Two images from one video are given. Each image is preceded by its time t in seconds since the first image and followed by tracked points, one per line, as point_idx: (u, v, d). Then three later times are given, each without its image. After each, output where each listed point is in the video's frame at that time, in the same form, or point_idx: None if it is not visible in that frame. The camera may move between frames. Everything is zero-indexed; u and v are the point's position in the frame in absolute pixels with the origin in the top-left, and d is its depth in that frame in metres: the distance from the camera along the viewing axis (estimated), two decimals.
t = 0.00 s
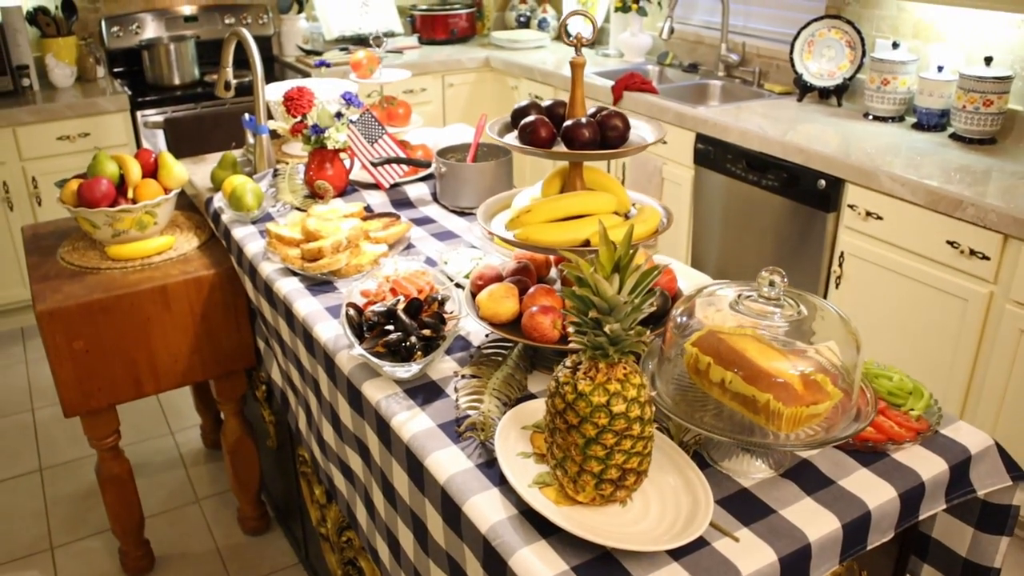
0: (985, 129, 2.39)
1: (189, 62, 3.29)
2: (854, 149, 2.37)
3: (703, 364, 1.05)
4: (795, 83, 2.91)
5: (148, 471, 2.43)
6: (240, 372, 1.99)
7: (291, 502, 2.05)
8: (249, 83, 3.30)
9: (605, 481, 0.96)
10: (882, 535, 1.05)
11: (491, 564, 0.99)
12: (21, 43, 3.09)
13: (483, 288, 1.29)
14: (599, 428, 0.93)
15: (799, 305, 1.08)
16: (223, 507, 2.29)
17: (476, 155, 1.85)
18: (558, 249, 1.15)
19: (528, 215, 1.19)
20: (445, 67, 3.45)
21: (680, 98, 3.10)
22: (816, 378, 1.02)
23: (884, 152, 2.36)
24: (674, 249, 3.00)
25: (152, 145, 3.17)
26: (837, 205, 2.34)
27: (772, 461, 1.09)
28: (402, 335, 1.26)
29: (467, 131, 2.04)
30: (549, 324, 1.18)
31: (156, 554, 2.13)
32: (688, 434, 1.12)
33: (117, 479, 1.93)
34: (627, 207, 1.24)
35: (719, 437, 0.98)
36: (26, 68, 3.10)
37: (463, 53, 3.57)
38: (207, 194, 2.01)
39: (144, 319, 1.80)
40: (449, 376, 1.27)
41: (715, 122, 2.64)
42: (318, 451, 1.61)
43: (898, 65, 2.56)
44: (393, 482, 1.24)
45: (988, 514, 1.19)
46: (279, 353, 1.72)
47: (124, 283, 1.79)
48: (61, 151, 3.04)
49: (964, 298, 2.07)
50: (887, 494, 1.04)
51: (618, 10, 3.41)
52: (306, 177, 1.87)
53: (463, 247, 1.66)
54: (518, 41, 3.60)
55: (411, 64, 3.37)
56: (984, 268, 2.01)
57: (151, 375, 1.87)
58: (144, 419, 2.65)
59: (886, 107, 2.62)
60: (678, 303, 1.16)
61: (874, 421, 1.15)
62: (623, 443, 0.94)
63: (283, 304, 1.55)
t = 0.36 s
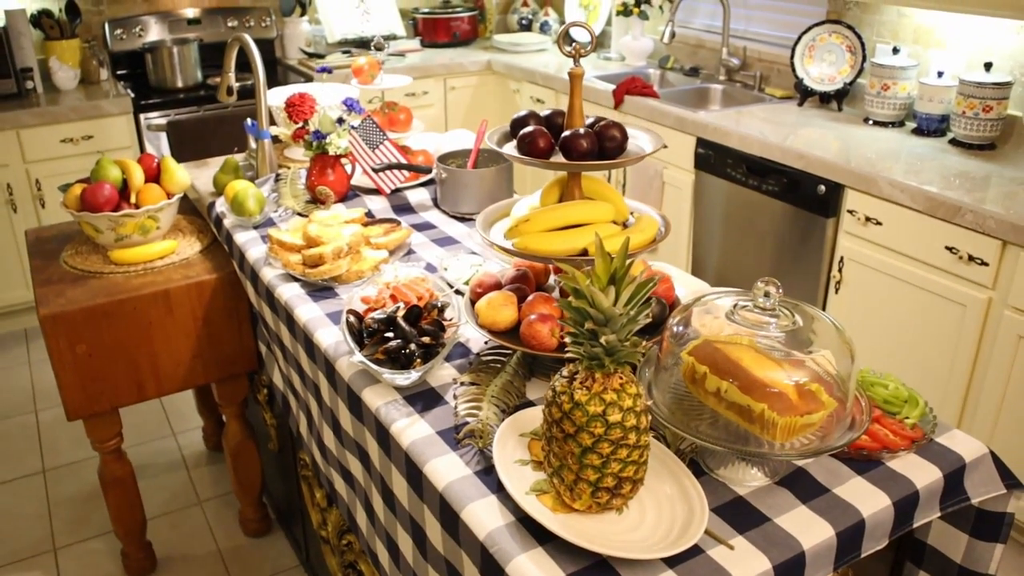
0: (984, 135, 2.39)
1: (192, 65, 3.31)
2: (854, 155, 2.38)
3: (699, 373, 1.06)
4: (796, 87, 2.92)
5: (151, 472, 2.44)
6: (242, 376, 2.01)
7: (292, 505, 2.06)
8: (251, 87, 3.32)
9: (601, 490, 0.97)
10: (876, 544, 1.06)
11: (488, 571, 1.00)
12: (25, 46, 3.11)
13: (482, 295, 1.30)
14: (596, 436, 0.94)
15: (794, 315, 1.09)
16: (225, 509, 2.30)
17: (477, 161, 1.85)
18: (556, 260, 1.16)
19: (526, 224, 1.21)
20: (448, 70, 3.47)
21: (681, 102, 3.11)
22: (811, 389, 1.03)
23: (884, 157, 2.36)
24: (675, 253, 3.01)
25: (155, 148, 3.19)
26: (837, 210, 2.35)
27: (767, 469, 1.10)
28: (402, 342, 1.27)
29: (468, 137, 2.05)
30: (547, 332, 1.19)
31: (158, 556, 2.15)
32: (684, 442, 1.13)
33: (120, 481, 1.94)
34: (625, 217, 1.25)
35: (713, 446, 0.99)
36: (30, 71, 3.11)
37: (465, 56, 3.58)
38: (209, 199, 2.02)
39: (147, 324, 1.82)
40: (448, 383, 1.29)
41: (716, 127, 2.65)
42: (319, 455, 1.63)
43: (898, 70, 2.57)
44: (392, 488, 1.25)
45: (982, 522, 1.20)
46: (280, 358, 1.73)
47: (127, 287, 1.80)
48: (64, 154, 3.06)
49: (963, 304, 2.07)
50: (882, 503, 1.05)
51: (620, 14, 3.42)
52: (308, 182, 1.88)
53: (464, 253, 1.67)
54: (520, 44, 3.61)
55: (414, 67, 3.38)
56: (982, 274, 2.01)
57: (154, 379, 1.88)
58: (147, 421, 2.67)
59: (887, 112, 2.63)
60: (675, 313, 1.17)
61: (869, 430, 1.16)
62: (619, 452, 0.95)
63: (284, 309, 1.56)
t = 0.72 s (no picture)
0: (987, 137, 2.39)
1: (196, 67, 3.32)
2: (857, 157, 2.37)
3: (699, 377, 1.07)
4: (799, 89, 2.92)
5: (153, 473, 2.45)
6: (244, 378, 2.01)
7: (294, 506, 2.07)
8: (254, 88, 3.32)
9: (600, 493, 0.98)
10: (875, 548, 1.06)
11: None
12: (30, 48, 3.12)
13: (483, 298, 1.31)
14: (595, 441, 0.94)
15: (794, 320, 1.09)
16: (227, 510, 2.31)
17: (478, 163, 1.86)
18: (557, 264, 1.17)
19: (528, 228, 1.21)
20: (451, 71, 3.47)
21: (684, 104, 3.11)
22: (810, 393, 1.03)
23: (886, 160, 2.36)
24: (677, 255, 3.01)
25: (159, 149, 3.19)
26: (839, 212, 2.35)
27: (766, 473, 1.10)
28: (403, 345, 1.28)
29: (470, 139, 2.05)
30: (548, 336, 1.20)
31: (160, 557, 2.15)
32: (684, 446, 1.13)
33: (123, 483, 1.95)
34: (625, 221, 1.25)
35: (712, 450, 1.00)
36: (34, 72, 3.12)
37: (468, 57, 3.58)
38: (212, 201, 2.02)
39: (150, 326, 1.82)
40: (449, 387, 1.29)
41: (719, 129, 2.65)
42: (320, 457, 1.63)
43: (901, 72, 2.56)
44: (393, 491, 1.25)
45: (982, 526, 1.20)
46: (282, 359, 1.74)
47: (130, 289, 1.81)
48: (68, 155, 3.06)
49: (966, 307, 2.07)
50: (881, 507, 1.05)
51: (623, 15, 3.42)
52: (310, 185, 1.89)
53: (465, 256, 1.67)
54: (523, 45, 3.61)
55: (417, 68, 3.39)
56: (985, 276, 2.01)
57: (156, 380, 1.89)
58: (151, 422, 2.68)
59: (889, 114, 2.63)
60: (675, 317, 1.17)
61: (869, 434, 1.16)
62: (618, 457, 0.95)
63: (286, 312, 1.56)
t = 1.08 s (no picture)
0: (990, 143, 2.39)
1: (198, 70, 3.32)
2: (859, 162, 2.37)
3: (698, 390, 1.07)
4: (801, 94, 2.92)
5: (155, 478, 2.45)
6: (246, 384, 2.01)
7: (296, 511, 2.07)
8: (257, 92, 3.33)
9: (598, 508, 0.98)
10: (874, 562, 1.06)
11: None
12: (33, 52, 3.13)
13: (483, 308, 1.31)
14: (593, 456, 0.94)
15: (793, 334, 1.09)
16: (229, 515, 2.31)
17: (479, 170, 1.86)
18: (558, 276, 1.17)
19: (526, 239, 1.21)
20: (453, 74, 3.47)
21: (686, 108, 3.11)
22: (809, 407, 1.03)
23: (889, 165, 2.36)
24: (679, 259, 3.01)
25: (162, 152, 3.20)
26: (841, 218, 2.35)
27: (765, 486, 1.10)
28: (402, 356, 1.28)
29: (471, 145, 2.05)
30: (547, 347, 1.20)
31: (162, 562, 2.16)
32: (683, 459, 1.13)
33: (124, 488, 1.95)
34: (625, 232, 1.25)
35: (710, 464, 1.00)
36: (38, 76, 3.14)
37: (471, 60, 3.59)
38: (213, 207, 2.03)
39: (151, 332, 1.83)
40: (448, 397, 1.29)
41: (721, 134, 2.65)
42: (321, 465, 1.63)
43: (904, 77, 2.56)
44: (392, 501, 1.25)
45: (982, 538, 1.20)
46: (283, 367, 1.74)
47: (132, 296, 1.81)
48: (72, 158, 3.07)
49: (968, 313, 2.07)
50: (880, 521, 1.05)
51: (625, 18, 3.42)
52: (312, 191, 1.89)
53: (466, 264, 1.67)
54: (525, 48, 3.62)
55: (419, 72, 3.39)
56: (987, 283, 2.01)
57: (158, 386, 1.89)
58: (153, 426, 2.68)
59: (892, 119, 2.62)
60: (675, 329, 1.17)
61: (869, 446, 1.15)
62: (616, 471, 0.95)
63: (287, 320, 1.56)
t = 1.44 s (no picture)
0: (992, 147, 2.38)
1: (199, 73, 3.33)
2: (860, 166, 2.36)
3: (696, 401, 1.06)
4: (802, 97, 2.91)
5: (155, 481, 2.46)
6: (246, 389, 2.01)
7: (295, 516, 2.07)
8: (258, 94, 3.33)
9: (595, 519, 0.97)
10: (872, 572, 1.05)
11: None
12: (34, 54, 3.13)
13: (481, 316, 1.31)
14: (590, 467, 0.94)
15: (792, 345, 1.08)
16: (229, 519, 2.31)
17: (479, 175, 1.85)
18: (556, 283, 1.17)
19: (525, 248, 1.20)
20: (455, 77, 3.47)
21: (688, 111, 3.11)
22: (808, 418, 1.02)
23: (890, 169, 2.35)
24: (680, 263, 3.01)
25: (164, 155, 3.21)
26: (842, 222, 2.34)
27: (763, 496, 1.10)
28: (400, 364, 1.28)
29: (472, 150, 2.05)
30: (545, 356, 1.19)
31: (162, 566, 2.16)
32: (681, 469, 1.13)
33: (124, 492, 1.95)
34: (624, 241, 1.25)
35: (707, 476, 1.00)
36: (39, 79, 3.14)
37: (472, 63, 3.59)
38: (213, 212, 2.03)
39: (151, 337, 1.82)
40: (446, 406, 1.29)
41: (722, 138, 2.65)
42: (320, 471, 1.63)
43: (906, 81, 2.55)
44: (390, 510, 1.25)
45: (982, 548, 1.20)
46: (283, 372, 1.74)
47: (132, 301, 1.81)
48: (73, 161, 3.07)
49: (969, 318, 2.06)
50: (879, 532, 1.05)
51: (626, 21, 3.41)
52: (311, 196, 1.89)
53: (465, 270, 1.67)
54: (527, 51, 3.61)
55: (421, 74, 3.39)
56: (989, 288, 2.00)
57: (158, 391, 1.89)
58: (154, 429, 2.69)
59: (893, 122, 2.62)
60: (673, 339, 1.17)
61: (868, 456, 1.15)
62: (613, 483, 0.95)
63: (286, 326, 1.56)
